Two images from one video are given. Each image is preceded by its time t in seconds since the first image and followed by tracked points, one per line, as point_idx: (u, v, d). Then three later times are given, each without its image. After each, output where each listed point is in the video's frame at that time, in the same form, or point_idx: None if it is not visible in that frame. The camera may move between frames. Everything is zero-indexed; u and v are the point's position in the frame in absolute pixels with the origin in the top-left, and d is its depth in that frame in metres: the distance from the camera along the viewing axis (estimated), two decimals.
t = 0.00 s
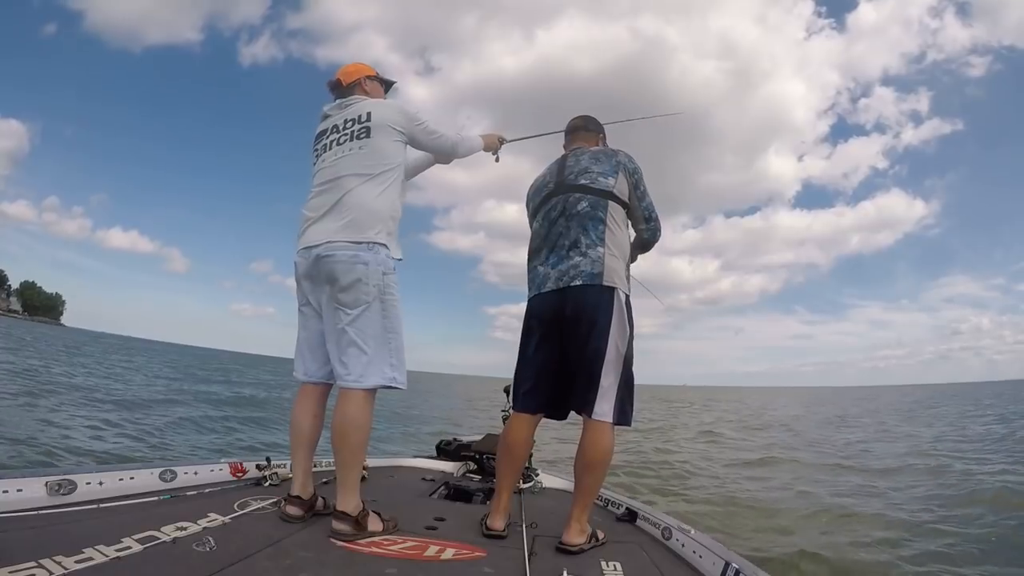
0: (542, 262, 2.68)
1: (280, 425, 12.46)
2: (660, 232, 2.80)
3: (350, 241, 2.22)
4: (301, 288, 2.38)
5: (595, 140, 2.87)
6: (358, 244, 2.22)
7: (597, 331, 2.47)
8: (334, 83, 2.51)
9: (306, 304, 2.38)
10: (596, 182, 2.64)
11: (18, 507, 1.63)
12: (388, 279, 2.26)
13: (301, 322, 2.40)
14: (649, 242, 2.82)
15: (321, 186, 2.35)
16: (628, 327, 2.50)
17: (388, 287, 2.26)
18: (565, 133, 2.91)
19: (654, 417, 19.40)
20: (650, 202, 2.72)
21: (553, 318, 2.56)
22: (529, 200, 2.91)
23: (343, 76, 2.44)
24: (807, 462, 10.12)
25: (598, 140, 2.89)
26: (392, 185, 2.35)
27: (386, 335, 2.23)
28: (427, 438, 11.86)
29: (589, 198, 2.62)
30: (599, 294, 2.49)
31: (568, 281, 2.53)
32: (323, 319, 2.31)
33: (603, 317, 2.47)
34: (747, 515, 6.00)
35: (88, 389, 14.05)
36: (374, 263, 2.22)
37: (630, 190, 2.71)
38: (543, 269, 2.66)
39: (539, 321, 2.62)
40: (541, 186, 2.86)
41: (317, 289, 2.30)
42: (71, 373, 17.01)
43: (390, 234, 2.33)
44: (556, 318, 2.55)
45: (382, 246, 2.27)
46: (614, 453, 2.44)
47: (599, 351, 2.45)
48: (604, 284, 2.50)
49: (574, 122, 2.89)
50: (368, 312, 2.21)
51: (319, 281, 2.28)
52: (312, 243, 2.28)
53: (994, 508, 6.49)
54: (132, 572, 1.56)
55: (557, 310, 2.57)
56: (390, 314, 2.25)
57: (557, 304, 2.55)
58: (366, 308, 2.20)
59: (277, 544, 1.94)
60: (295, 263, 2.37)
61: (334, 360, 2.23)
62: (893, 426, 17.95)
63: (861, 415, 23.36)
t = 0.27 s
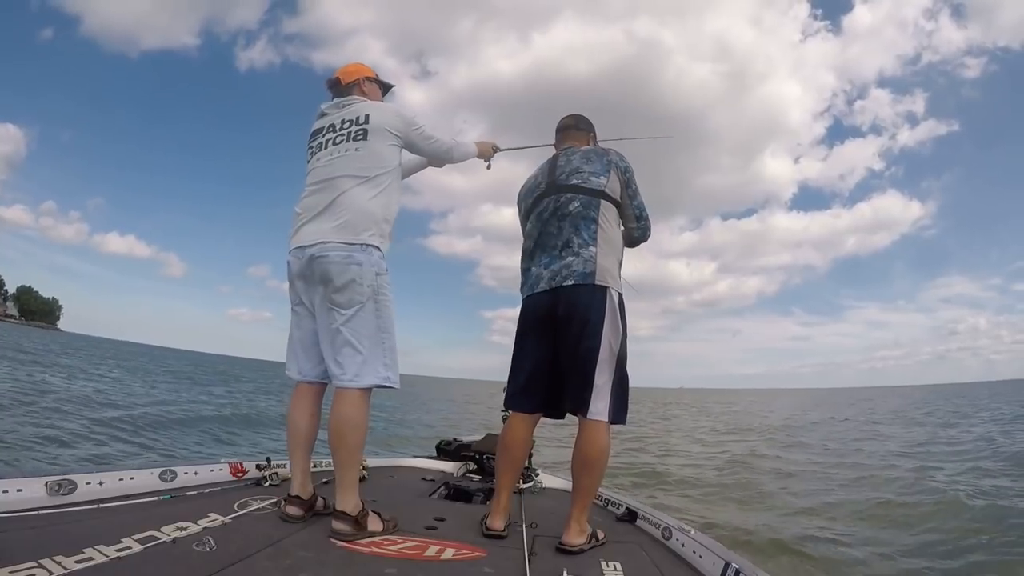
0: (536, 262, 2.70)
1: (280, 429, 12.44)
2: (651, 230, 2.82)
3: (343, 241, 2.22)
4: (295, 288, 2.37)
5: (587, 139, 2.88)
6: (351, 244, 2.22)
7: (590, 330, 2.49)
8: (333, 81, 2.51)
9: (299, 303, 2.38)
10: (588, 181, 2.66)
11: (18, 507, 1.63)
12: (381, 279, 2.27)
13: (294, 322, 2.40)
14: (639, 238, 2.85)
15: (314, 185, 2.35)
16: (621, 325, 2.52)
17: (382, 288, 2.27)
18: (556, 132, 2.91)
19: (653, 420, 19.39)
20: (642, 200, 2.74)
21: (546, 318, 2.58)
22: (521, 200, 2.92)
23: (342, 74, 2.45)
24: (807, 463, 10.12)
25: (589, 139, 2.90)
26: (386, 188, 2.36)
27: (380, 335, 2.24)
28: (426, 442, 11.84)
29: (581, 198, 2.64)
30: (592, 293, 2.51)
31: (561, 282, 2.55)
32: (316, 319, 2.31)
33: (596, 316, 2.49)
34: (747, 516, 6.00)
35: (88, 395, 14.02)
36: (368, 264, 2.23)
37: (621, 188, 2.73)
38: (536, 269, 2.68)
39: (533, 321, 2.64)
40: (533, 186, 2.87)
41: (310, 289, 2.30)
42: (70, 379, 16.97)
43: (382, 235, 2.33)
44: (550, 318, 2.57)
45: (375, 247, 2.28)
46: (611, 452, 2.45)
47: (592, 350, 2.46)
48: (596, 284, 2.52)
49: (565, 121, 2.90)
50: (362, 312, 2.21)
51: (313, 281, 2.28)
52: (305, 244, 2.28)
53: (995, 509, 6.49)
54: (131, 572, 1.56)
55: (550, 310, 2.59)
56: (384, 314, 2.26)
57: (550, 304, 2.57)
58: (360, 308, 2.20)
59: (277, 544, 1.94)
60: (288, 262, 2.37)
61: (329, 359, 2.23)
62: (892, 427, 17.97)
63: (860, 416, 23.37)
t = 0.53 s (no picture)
0: (531, 262, 2.71)
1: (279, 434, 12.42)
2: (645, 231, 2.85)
3: (341, 243, 2.23)
4: (292, 288, 2.38)
5: (580, 140, 2.90)
6: (349, 246, 2.23)
7: (585, 330, 2.51)
8: (331, 82, 2.53)
9: (296, 304, 2.38)
10: (583, 182, 2.68)
11: (18, 506, 1.63)
12: (379, 280, 2.28)
13: (291, 322, 2.40)
14: (632, 239, 2.87)
15: (311, 187, 2.36)
16: (617, 325, 2.54)
17: (379, 289, 2.28)
18: (550, 133, 2.93)
19: (652, 425, 19.37)
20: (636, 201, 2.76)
21: (542, 318, 2.60)
22: (516, 200, 2.94)
23: (341, 76, 2.46)
24: (806, 468, 10.11)
25: (583, 140, 2.92)
26: (383, 192, 2.37)
27: (379, 336, 2.25)
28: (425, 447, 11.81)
29: (576, 199, 2.66)
30: (587, 293, 2.53)
31: (556, 281, 2.57)
32: (314, 319, 2.31)
33: (591, 315, 2.51)
34: (746, 520, 5.99)
35: (86, 400, 13.98)
36: (365, 265, 2.24)
37: (615, 189, 2.75)
38: (532, 269, 2.69)
39: (528, 320, 2.66)
40: (528, 187, 2.89)
41: (308, 290, 2.31)
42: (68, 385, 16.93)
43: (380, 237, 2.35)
44: (545, 317, 2.58)
45: (373, 249, 2.29)
46: (608, 452, 2.46)
47: (588, 350, 2.48)
48: (592, 283, 2.54)
49: (558, 122, 2.92)
50: (360, 313, 2.22)
51: (311, 282, 2.28)
52: (302, 245, 2.28)
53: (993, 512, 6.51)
54: (132, 572, 1.56)
55: (545, 309, 2.60)
56: (381, 315, 2.27)
57: (545, 304, 2.58)
58: (358, 309, 2.21)
59: (277, 544, 1.94)
60: (285, 262, 2.37)
61: (328, 359, 2.24)
62: (891, 431, 17.98)
63: (858, 421, 23.37)
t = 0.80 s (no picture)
0: (528, 263, 2.72)
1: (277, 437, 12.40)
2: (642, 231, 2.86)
3: (344, 243, 2.23)
4: (292, 287, 2.38)
5: (577, 141, 2.91)
6: (352, 246, 2.24)
7: (583, 330, 2.52)
8: (337, 83, 2.54)
9: (296, 303, 2.38)
10: (580, 183, 2.69)
11: (17, 507, 1.62)
12: (380, 281, 2.29)
13: (291, 321, 2.40)
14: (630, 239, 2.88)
15: (314, 187, 2.36)
16: (615, 325, 2.54)
17: (380, 289, 2.29)
18: (547, 134, 2.94)
19: (651, 428, 19.36)
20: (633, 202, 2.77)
21: (539, 318, 2.61)
22: (513, 201, 2.95)
23: (346, 77, 2.47)
24: (804, 470, 10.12)
25: (579, 141, 2.93)
26: (385, 194, 2.38)
27: (379, 336, 2.25)
28: (424, 449, 11.80)
29: (574, 200, 2.67)
30: (584, 293, 2.54)
31: (554, 282, 2.58)
32: (315, 319, 2.31)
33: (589, 316, 2.52)
34: (746, 523, 6.00)
35: (84, 403, 13.96)
36: (368, 266, 2.25)
37: (612, 190, 2.76)
38: (529, 269, 2.70)
39: (525, 320, 2.67)
40: (525, 188, 2.90)
41: (309, 289, 2.31)
42: (66, 388, 16.90)
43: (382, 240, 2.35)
44: (542, 317, 2.59)
45: (375, 251, 2.30)
46: (607, 452, 2.47)
47: (586, 350, 2.49)
48: (589, 284, 2.55)
49: (555, 123, 2.93)
50: (362, 313, 2.23)
51: (312, 281, 2.28)
52: (304, 245, 2.29)
53: (992, 514, 6.52)
54: (132, 572, 1.55)
55: (543, 310, 2.61)
56: (383, 316, 2.28)
57: (543, 304, 2.59)
58: (359, 310, 2.22)
59: (277, 544, 1.94)
60: (286, 261, 2.37)
61: (328, 359, 2.24)
62: (889, 434, 18.01)
63: (856, 424, 23.38)
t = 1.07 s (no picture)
0: (526, 263, 2.72)
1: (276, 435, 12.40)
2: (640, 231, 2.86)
3: (351, 243, 2.23)
4: (297, 285, 2.37)
5: (574, 140, 2.90)
6: (359, 247, 2.24)
7: (581, 330, 2.52)
8: (348, 80, 2.53)
9: (300, 302, 2.37)
10: (578, 183, 2.68)
11: (18, 507, 1.62)
12: (385, 282, 2.30)
13: (294, 320, 2.39)
14: (628, 239, 2.88)
15: (321, 185, 2.35)
16: (613, 325, 2.54)
17: (385, 290, 2.29)
18: (545, 134, 2.94)
19: (649, 426, 19.37)
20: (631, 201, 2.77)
21: (537, 318, 2.60)
22: (511, 200, 2.94)
23: (358, 75, 2.47)
24: (803, 469, 10.13)
25: (577, 140, 2.93)
26: (392, 196, 2.38)
27: (383, 337, 2.26)
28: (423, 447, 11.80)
29: (571, 200, 2.66)
30: (583, 293, 2.54)
31: (552, 282, 2.58)
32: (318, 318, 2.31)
33: (587, 316, 2.52)
34: (745, 521, 6.00)
35: (83, 400, 13.95)
36: (374, 267, 2.25)
37: (610, 190, 2.76)
38: (527, 269, 2.70)
39: (523, 320, 2.66)
40: (522, 187, 2.89)
41: (314, 288, 2.31)
42: (64, 385, 16.88)
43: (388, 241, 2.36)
44: (540, 317, 2.59)
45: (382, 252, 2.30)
46: (606, 451, 2.47)
47: (585, 350, 2.49)
48: (587, 284, 2.55)
49: (552, 122, 2.92)
50: (367, 314, 2.23)
51: (317, 280, 2.28)
52: (310, 244, 2.28)
53: (990, 513, 6.54)
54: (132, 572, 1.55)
55: (541, 310, 2.61)
56: (387, 317, 2.28)
57: (541, 305, 2.59)
58: (364, 310, 2.22)
59: (277, 544, 1.94)
60: (292, 259, 2.36)
61: (330, 359, 2.23)
62: (887, 433, 18.03)
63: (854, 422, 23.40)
